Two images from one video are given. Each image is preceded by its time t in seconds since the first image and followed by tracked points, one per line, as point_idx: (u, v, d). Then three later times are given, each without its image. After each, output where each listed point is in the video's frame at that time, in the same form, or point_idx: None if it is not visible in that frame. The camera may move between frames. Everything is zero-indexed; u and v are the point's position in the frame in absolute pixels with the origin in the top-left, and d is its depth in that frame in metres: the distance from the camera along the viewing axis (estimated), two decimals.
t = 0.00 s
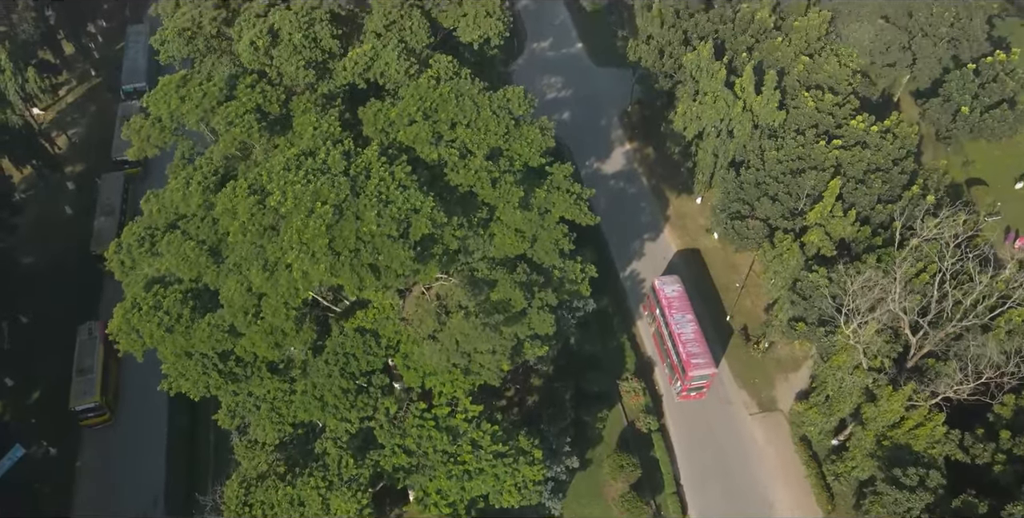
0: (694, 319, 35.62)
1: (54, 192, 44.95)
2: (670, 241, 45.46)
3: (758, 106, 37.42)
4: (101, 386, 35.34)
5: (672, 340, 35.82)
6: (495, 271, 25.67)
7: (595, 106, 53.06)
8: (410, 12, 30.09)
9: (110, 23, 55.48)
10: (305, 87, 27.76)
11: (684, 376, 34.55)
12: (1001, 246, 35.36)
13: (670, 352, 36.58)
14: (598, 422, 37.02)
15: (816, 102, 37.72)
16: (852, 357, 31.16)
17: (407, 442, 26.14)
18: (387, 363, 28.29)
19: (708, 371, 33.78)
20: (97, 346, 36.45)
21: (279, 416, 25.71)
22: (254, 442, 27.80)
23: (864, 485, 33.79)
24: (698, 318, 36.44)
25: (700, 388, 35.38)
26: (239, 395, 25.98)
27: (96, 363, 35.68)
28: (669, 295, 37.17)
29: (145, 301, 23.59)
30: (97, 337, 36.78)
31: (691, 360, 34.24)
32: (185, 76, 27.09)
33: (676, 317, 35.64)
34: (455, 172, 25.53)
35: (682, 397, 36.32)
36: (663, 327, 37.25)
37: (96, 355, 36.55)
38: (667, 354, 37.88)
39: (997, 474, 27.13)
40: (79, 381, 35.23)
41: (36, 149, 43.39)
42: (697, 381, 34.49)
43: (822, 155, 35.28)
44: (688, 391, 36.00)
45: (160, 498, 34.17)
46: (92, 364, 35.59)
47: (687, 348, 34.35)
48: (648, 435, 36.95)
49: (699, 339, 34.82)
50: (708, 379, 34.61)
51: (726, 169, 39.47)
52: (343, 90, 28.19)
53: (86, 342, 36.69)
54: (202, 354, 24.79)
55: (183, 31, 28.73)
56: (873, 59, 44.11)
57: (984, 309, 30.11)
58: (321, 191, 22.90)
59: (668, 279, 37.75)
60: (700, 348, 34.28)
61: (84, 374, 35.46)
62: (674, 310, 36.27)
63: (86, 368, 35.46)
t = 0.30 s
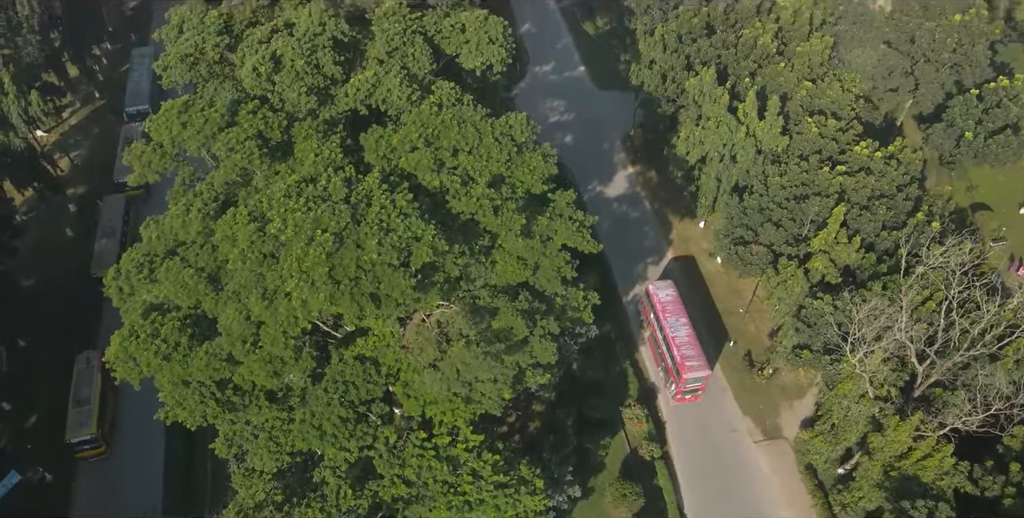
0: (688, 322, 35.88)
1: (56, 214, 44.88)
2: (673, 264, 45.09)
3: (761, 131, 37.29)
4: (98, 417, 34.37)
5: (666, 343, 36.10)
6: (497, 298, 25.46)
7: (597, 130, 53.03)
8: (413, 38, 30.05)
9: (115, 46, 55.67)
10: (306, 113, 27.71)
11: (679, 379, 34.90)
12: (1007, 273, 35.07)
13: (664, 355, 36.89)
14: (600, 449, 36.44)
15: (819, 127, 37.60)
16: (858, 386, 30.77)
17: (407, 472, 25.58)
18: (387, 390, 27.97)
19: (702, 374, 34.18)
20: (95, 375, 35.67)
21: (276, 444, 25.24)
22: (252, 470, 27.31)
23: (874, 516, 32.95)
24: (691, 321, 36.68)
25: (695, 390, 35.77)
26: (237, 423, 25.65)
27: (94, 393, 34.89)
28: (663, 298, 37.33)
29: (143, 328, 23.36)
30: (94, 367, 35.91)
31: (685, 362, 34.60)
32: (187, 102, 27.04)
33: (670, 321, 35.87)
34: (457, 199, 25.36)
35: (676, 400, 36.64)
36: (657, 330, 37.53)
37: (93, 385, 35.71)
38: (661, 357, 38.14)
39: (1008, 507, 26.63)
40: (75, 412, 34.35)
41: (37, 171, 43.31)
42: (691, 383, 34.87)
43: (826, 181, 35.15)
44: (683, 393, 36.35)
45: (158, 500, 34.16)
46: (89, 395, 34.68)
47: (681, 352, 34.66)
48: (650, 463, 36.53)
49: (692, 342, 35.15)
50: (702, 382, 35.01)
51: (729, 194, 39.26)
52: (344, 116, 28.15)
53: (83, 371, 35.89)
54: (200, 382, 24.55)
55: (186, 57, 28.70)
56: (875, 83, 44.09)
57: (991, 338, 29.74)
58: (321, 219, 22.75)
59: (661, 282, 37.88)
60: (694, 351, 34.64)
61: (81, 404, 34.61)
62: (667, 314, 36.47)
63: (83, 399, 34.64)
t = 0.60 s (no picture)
0: (682, 326, 36.45)
1: (57, 235, 44.74)
2: (676, 287, 44.64)
3: (764, 155, 37.16)
4: (93, 448, 33.33)
5: (661, 346, 36.64)
6: (498, 325, 25.19)
7: (600, 152, 52.94)
8: (415, 62, 29.99)
9: (119, 66, 55.82)
10: (308, 138, 27.76)
11: (673, 381, 35.39)
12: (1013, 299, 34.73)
13: (659, 358, 37.48)
14: (602, 475, 35.62)
15: (823, 151, 37.49)
16: (865, 413, 30.25)
17: (406, 502, 24.85)
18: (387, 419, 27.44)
19: (696, 376, 34.68)
20: (92, 406, 34.74)
21: (273, 473, 24.63)
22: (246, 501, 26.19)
23: None
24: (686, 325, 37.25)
25: (689, 394, 36.24)
26: (234, 451, 25.26)
27: (89, 424, 33.93)
28: (658, 302, 37.98)
29: (140, 355, 23.08)
30: (90, 397, 35.01)
31: (679, 365, 35.12)
32: (189, 126, 26.99)
33: (665, 324, 36.46)
34: (459, 225, 25.21)
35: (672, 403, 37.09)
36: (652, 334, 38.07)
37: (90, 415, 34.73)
38: (656, 361, 38.66)
39: None
40: (71, 443, 33.40)
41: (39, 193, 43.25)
42: (686, 386, 35.35)
43: (830, 206, 34.95)
44: (678, 396, 36.77)
45: (155, 502, 33.74)
46: (85, 426, 33.78)
47: (676, 354, 35.21)
48: (654, 489, 35.82)
49: (687, 345, 35.70)
50: (697, 384, 35.47)
51: (732, 218, 39.04)
52: (346, 140, 28.12)
53: (79, 402, 34.91)
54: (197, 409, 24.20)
55: (188, 81, 28.75)
56: (877, 106, 44.78)
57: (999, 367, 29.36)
58: (321, 245, 22.65)
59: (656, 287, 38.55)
60: (688, 354, 35.17)
61: (76, 436, 33.61)
62: (662, 318, 37.07)
63: (78, 430, 33.69)
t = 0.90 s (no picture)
0: (676, 330, 37.63)
1: (57, 255, 44.61)
2: (679, 309, 44.22)
3: (767, 179, 36.92)
4: (89, 480, 32.70)
5: (656, 350, 37.77)
6: (499, 352, 24.89)
7: (603, 174, 52.84)
8: (417, 87, 29.96)
9: (123, 87, 55.97)
10: (310, 162, 27.73)
11: (668, 384, 36.57)
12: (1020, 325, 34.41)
13: (654, 361, 38.63)
14: (605, 502, 35.04)
15: (827, 175, 37.24)
16: (871, 441, 29.74)
17: None
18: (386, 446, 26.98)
19: (691, 379, 35.86)
20: (88, 435, 34.11)
21: (271, 501, 24.27)
22: None
23: None
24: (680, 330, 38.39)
25: (684, 396, 37.42)
26: (231, 480, 24.77)
27: (85, 455, 33.25)
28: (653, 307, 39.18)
29: (136, 382, 22.79)
30: (87, 426, 34.45)
31: (674, 368, 36.32)
32: (190, 150, 26.91)
33: (659, 328, 37.65)
34: (460, 251, 25.06)
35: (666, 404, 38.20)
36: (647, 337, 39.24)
37: (86, 446, 34.03)
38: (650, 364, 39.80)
39: None
40: (67, 475, 32.87)
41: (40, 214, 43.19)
42: (680, 388, 36.54)
43: (835, 230, 34.59)
44: (672, 398, 37.91)
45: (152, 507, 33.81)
46: (80, 457, 33.19)
47: (670, 358, 36.38)
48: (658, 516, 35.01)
49: (681, 348, 36.87)
50: (691, 387, 36.64)
51: (735, 242, 38.79)
52: (348, 164, 28.11)
53: (75, 431, 34.32)
54: (194, 436, 23.86)
55: (190, 105, 28.80)
56: (880, 129, 44.80)
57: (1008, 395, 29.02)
58: (321, 271, 22.46)
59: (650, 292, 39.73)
60: (682, 357, 36.34)
61: (73, 468, 33.04)
62: (657, 322, 38.21)
63: (74, 461, 33.02)
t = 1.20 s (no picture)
0: (671, 335, 39.00)
1: (58, 276, 44.43)
2: (683, 332, 43.82)
3: (771, 203, 36.69)
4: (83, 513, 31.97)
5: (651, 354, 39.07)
6: (501, 379, 24.42)
7: (605, 196, 52.71)
8: (419, 111, 29.96)
9: (127, 107, 56.07)
10: (310, 186, 27.64)
11: (663, 386, 37.79)
12: None
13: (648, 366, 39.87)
14: None
15: (830, 199, 37.09)
16: (877, 469, 29.54)
17: None
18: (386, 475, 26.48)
19: (685, 381, 37.14)
20: (83, 466, 33.44)
21: None
22: None
23: None
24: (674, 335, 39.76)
25: (678, 399, 38.58)
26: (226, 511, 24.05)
27: (79, 488, 32.53)
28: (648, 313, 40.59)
29: (133, 409, 22.55)
30: (81, 457, 33.41)
31: (669, 371, 37.57)
32: (191, 173, 26.74)
33: (655, 333, 39.00)
34: (461, 277, 24.88)
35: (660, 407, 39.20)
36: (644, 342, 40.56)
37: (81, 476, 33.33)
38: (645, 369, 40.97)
39: None
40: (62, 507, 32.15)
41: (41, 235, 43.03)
42: (674, 391, 37.75)
43: (839, 254, 34.44)
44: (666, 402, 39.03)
45: None
46: (74, 491, 32.44)
47: (665, 360, 37.69)
48: None
49: (675, 352, 38.14)
50: (685, 390, 37.87)
51: (739, 265, 38.51)
52: (349, 189, 27.97)
53: (69, 463, 33.49)
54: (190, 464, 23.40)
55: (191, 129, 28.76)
56: (883, 151, 44.39)
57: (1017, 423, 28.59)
58: (321, 297, 22.29)
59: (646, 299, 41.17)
60: (677, 360, 37.65)
61: (68, 499, 32.33)
62: (653, 327, 39.57)
63: (68, 494, 32.33)
